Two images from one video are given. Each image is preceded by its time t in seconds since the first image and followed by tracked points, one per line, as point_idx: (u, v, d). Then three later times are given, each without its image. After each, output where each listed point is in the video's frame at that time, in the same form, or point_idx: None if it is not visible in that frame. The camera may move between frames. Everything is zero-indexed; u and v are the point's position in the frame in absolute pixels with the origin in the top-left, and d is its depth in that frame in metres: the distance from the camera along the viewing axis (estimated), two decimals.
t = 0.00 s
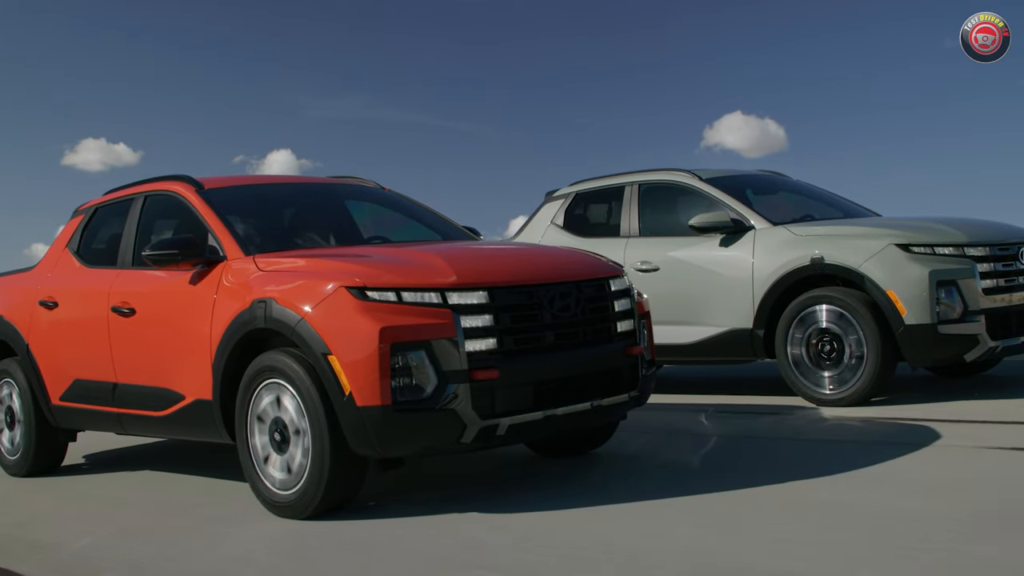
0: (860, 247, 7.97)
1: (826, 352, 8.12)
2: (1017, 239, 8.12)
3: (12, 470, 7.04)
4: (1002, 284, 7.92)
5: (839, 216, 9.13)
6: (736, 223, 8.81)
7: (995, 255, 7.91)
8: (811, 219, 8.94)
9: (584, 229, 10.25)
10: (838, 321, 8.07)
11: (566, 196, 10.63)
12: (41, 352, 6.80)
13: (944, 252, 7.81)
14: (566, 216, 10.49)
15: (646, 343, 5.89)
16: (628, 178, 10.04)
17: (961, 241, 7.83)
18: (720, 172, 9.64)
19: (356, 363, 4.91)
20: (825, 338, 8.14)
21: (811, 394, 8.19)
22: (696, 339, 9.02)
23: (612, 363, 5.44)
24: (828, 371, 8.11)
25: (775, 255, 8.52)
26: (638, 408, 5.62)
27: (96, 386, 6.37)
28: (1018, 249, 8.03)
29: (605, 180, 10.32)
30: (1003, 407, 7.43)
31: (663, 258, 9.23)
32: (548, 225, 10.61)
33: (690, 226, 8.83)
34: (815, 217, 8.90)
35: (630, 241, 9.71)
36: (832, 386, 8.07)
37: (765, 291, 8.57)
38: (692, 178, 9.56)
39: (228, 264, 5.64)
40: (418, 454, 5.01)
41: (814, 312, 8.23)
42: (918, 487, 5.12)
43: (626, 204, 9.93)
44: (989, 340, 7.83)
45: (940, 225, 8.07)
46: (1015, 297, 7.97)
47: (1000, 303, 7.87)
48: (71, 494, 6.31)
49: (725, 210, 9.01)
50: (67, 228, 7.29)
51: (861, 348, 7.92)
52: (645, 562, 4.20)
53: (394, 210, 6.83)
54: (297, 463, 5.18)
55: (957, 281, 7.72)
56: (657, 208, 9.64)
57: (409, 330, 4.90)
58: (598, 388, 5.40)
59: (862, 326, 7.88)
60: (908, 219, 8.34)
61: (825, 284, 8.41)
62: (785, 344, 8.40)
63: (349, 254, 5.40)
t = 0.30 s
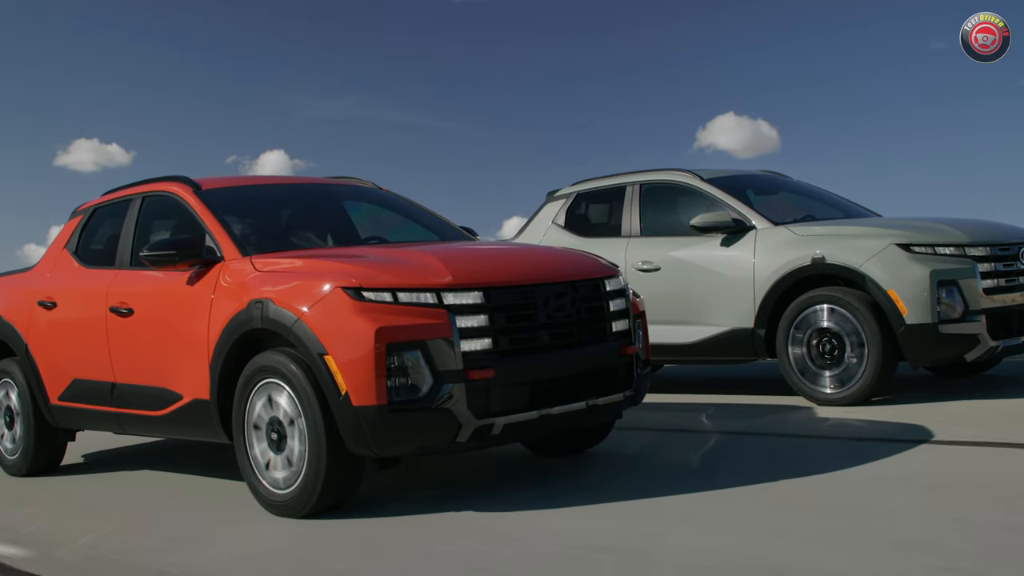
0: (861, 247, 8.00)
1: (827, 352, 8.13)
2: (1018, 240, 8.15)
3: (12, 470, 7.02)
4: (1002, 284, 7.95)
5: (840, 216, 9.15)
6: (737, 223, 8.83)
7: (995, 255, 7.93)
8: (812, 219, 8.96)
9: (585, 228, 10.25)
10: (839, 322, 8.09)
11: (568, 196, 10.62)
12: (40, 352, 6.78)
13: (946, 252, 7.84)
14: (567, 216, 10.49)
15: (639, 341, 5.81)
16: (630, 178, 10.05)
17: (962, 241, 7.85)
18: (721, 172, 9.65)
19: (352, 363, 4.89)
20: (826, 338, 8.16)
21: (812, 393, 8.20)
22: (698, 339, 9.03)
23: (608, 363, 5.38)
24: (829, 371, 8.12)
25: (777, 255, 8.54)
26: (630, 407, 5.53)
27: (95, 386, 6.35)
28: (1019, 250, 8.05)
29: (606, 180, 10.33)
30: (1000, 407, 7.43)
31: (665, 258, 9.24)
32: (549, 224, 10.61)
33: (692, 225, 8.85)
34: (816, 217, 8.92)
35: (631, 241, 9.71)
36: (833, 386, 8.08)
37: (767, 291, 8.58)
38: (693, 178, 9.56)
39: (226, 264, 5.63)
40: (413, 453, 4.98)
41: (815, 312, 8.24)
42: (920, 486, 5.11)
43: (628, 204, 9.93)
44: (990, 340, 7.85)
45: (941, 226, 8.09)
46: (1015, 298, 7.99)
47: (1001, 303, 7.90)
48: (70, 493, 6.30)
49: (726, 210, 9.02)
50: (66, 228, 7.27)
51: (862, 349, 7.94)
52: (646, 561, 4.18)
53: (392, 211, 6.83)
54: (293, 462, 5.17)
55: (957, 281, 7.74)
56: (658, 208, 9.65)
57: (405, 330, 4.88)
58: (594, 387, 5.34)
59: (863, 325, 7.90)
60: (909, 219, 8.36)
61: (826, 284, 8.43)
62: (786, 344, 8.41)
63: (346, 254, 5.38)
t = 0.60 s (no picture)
0: (862, 248, 8.02)
1: (828, 352, 8.15)
2: (1018, 240, 8.17)
3: (11, 469, 7.01)
4: (1003, 284, 7.97)
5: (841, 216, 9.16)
6: (738, 224, 8.86)
7: (995, 255, 7.95)
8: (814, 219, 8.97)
9: (586, 228, 10.25)
10: (840, 322, 8.11)
11: (570, 196, 10.62)
12: (39, 353, 6.77)
13: (947, 253, 7.86)
14: (569, 216, 10.49)
15: (636, 341, 5.80)
16: (631, 178, 10.06)
17: (962, 241, 7.87)
18: (723, 173, 9.67)
19: (349, 363, 4.89)
20: (827, 338, 8.17)
21: (813, 393, 8.21)
22: (699, 339, 9.05)
23: (605, 363, 5.38)
24: (830, 371, 8.13)
25: (778, 255, 8.56)
26: (628, 407, 5.55)
27: (93, 386, 6.34)
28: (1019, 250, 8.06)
29: (608, 180, 10.33)
30: (997, 407, 7.45)
31: (666, 258, 9.25)
32: (551, 224, 10.62)
33: (693, 226, 8.86)
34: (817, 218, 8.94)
35: (633, 241, 9.71)
36: (834, 386, 8.09)
37: (768, 291, 8.60)
38: (694, 178, 9.57)
39: (223, 265, 5.62)
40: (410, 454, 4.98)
41: (816, 313, 8.27)
42: (921, 485, 5.11)
43: (629, 205, 9.94)
44: (990, 340, 7.88)
45: (942, 226, 8.11)
46: (1015, 298, 8.01)
47: (1001, 304, 7.92)
48: (69, 492, 6.28)
49: (727, 210, 9.04)
50: (65, 229, 7.25)
51: (862, 349, 7.96)
52: (645, 560, 4.19)
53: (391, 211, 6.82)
54: (291, 462, 5.17)
55: (958, 281, 7.77)
56: (659, 208, 9.66)
57: (402, 331, 4.88)
58: (589, 387, 5.34)
59: (863, 324, 7.93)
60: (910, 219, 8.38)
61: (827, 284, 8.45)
62: (788, 345, 8.43)
63: (343, 255, 5.37)
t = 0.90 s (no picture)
0: (863, 248, 8.05)
1: (829, 352, 8.17)
2: (1018, 240, 8.20)
3: (11, 469, 7.00)
4: (1003, 284, 8.00)
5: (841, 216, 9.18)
6: (739, 224, 8.88)
7: (996, 256, 7.99)
8: (814, 220, 8.99)
9: (588, 229, 10.26)
10: (841, 322, 8.13)
11: (571, 196, 10.63)
12: (40, 353, 6.75)
13: (948, 253, 7.90)
14: (570, 216, 10.50)
15: (634, 341, 5.81)
16: (632, 179, 10.07)
17: (963, 241, 7.90)
18: (724, 173, 9.69)
19: (349, 363, 4.90)
20: (828, 337, 8.20)
21: (814, 393, 8.24)
22: (701, 339, 9.07)
23: (603, 363, 5.39)
24: (831, 370, 8.16)
25: (779, 255, 8.58)
26: (625, 406, 5.55)
27: (94, 387, 6.34)
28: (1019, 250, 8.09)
29: (609, 180, 10.34)
30: (994, 407, 7.48)
31: (667, 258, 9.27)
32: (553, 225, 10.62)
33: (695, 226, 8.88)
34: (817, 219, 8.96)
35: (634, 241, 9.72)
36: (835, 386, 8.12)
37: (769, 291, 8.62)
38: (695, 179, 9.58)
39: (224, 265, 5.62)
40: (409, 453, 4.99)
41: (817, 313, 8.30)
42: (923, 484, 5.12)
43: (631, 205, 9.95)
44: (991, 340, 7.91)
45: (942, 227, 8.14)
46: (1016, 298, 8.04)
47: (1001, 303, 7.95)
48: (70, 492, 6.27)
49: (729, 211, 9.06)
50: (65, 229, 7.24)
51: (863, 348, 7.99)
52: (646, 558, 4.19)
53: (390, 211, 6.82)
54: (291, 460, 5.17)
55: (958, 282, 7.80)
56: (661, 209, 9.67)
57: (401, 331, 4.89)
58: (587, 386, 5.34)
59: (864, 323, 7.96)
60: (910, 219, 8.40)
61: (828, 284, 8.47)
62: (789, 344, 8.45)
63: (343, 255, 5.38)
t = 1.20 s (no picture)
0: (864, 248, 8.09)
1: (831, 352, 8.21)
2: (1018, 241, 8.24)
3: (15, 468, 6.99)
4: (1004, 284, 8.03)
5: (841, 217, 9.20)
6: (742, 225, 8.90)
7: (996, 256, 8.02)
8: (816, 220, 9.02)
9: (590, 229, 10.28)
10: (844, 322, 8.16)
11: (575, 197, 10.64)
12: (44, 353, 6.75)
13: (949, 253, 7.94)
14: (573, 217, 10.51)
15: (634, 341, 5.83)
16: (635, 179, 10.08)
17: (964, 242, 7.94)
18: (727, 174, 9.71)
19: (352, 363, 4.91)
20: (831, 337, 8.23)
21: (816, 392, 8.27)
22: (703, 339, 9.10)
23: (603, 364, 5.41)
24: (833, 370, 8.19)
25: (781, 255, 8.61)
26: (625, 407, 5.55)
27: (97, 387, 6.33)
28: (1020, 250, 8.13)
29: (612, 181, 10.36)
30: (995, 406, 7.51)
31: (670, 259, 9.30)
32: (556, 225, 10.64)
33: (698, 226, 8.90)
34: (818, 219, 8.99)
35: (638, 241, 9.73)
36: (837, 385, 8.15)
37: (772, 291, 8.65)
38: (697, 179, 9.60)
39: (227, 266, 5.63)
40: (411, 452, 5.00)
41: (819, 312, 8.33)
42: (926, 483, 5.14)
43: (633, 205, 9.96)
44: (991, 340, 7.94)
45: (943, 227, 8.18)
46: (1016, 298, 8.08)
47: (1002, 304, 7.99)
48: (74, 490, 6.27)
49: (731, 211, 9.08)
50: (68, 230, 7.23)
51: (865, 348, 8.02)
52: (652, 556, 4.20)
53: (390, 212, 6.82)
54: (295, 460, 5.18)
55: (959, 282, 7.84)
56: (663, 209, 9.68)
57: (403, 331, 4.90)
58: (588, 386, 5.36)
59: (866, 322, 8.01)
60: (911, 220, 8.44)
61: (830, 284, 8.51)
62: (791, 344, 8.48)
63: (346, 256, 5.39)
